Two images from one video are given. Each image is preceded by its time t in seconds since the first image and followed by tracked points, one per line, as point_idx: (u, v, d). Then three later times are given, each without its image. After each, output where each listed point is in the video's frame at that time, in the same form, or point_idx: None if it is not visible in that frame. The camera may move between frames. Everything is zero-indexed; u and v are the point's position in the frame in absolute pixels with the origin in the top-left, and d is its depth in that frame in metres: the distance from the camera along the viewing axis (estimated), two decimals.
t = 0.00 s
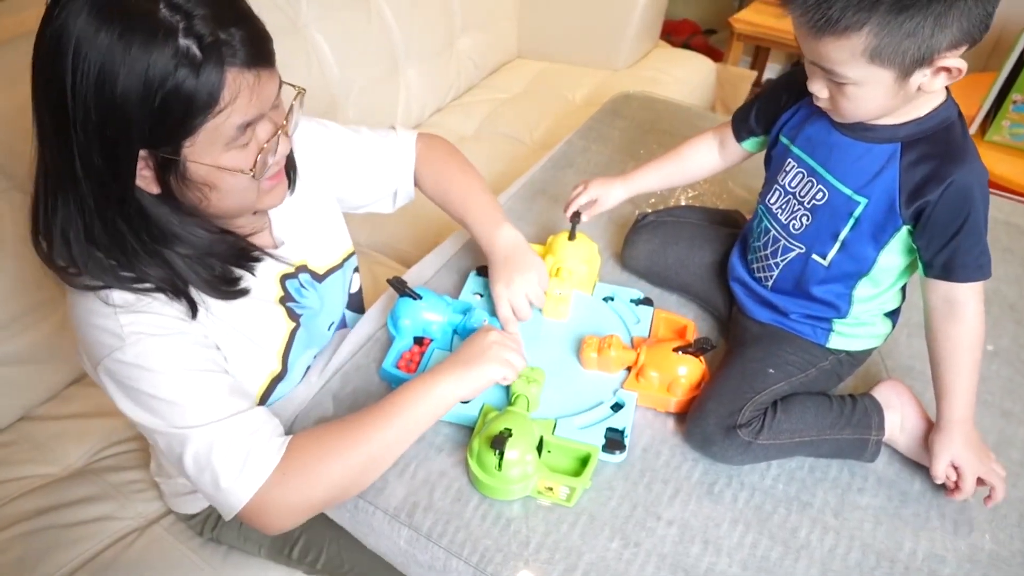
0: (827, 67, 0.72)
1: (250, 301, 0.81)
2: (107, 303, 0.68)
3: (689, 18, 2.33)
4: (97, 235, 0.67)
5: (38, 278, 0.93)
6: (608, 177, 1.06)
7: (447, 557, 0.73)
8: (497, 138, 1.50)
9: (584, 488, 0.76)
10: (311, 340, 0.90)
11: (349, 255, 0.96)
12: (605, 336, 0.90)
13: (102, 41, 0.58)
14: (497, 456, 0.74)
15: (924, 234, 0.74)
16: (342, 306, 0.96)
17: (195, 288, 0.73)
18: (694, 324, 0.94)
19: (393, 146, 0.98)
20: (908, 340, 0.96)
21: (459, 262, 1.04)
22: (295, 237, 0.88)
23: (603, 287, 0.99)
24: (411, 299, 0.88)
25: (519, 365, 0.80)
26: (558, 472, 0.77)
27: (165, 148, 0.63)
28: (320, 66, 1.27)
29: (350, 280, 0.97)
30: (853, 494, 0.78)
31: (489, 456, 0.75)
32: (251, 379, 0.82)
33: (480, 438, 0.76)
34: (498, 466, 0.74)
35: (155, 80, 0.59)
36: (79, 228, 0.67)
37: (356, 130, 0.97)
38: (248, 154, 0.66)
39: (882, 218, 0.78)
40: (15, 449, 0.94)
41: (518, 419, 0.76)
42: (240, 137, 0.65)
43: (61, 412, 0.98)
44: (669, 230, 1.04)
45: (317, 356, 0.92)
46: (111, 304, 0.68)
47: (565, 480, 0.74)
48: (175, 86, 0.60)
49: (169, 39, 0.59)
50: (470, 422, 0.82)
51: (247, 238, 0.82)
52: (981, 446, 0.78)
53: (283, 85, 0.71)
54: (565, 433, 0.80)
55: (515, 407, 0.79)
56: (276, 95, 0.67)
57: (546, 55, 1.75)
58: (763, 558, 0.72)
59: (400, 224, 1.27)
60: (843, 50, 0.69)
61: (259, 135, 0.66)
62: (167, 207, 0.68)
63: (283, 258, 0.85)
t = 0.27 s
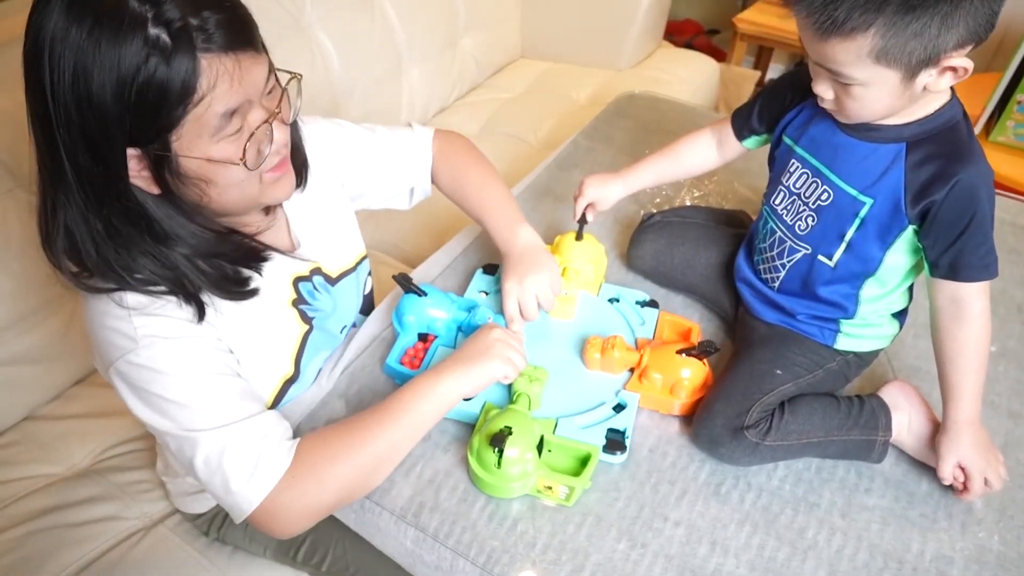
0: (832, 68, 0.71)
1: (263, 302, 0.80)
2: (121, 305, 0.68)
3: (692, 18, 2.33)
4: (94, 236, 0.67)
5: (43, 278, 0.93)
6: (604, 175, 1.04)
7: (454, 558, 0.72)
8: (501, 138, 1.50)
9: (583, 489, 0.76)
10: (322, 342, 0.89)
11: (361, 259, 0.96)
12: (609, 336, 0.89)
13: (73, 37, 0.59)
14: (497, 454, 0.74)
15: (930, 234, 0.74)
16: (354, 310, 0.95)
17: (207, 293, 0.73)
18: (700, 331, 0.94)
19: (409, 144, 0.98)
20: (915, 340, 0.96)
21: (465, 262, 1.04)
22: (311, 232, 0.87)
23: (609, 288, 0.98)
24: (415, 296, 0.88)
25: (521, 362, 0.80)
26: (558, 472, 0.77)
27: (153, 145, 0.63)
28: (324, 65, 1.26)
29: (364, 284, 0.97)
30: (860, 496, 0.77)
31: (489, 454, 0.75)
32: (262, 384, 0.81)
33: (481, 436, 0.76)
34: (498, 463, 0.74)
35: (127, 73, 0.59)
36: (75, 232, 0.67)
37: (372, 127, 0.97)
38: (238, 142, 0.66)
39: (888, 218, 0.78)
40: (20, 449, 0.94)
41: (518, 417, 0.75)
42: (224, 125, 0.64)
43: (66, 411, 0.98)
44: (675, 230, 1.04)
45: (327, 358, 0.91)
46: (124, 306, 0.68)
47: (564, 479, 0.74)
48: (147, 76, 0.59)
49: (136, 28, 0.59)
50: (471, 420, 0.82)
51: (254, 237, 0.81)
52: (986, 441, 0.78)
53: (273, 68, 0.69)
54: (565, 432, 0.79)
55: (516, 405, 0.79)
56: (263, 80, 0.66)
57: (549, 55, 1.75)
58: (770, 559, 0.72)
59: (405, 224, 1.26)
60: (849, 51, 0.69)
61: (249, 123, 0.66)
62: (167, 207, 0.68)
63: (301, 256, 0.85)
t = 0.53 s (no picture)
0: (824, 65, 0.71)
1: (263, 302, 0.80)
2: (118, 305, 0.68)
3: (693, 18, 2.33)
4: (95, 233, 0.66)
5: (43, 278, 0.93)
6: (597, 174, 1.04)
7: (455, 559, 0.72)
8: (502, 137, 1.50)
9: (586, 488, 0.76)
10: (324, 342, 0.89)
11: (365, 258, 0.96)
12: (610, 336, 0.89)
13: (79, 33, 0.59)
14: (500, 454, 0.74)
15: (925, 230, 0.74)
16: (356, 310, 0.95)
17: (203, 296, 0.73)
18: (699, 330, 0.93)
19: (414, 138, 0.97)
20: (917, 341, 0.96)
21: (466, 262, 1.04)
22: (314, 231, 0.88)
23: (609, 288, 0.98)
24: (414, 297, 0.88)
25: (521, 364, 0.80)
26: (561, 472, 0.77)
27: (156, 142, 0.63)
28: (324, 65, 1.26)
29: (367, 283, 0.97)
30: (862, 497, 0.77)
31: (491, 455, 0.75)
32: (261, 385, 0.81)
33: (483, 436, 0.76)
34: (501, 464, 0.74)
35: (134, 69, 0.59)
36: (75, 230, 0.67)
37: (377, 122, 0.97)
38: (242, 139, 0.65)
39: (885, 215, 0.77)
40: (20, 449, 0.93)
41: (520, 417, 0.75)
42: (230, 122, 0.64)
43: (67, 412, 0.98)
44: (676, 230, 1.04)
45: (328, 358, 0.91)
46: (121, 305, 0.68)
47: (568, 480, 0.74)
48: (155, 74, 0.59)
49: (142, 24, 0.59)
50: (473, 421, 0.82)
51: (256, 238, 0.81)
52: (985, 439, 0.78)
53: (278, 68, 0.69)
54: (568, 433, 0.79)
55: (518, 406, 0.79)
56: (267, 78, 0.66)
57: (549, 55, 1.75)
58: (772, 560, 0.71)
59: (405, 224, 1.26)
60: (839, 46, 0.69)
61: (253, 120, 0.65)
62: (167, 205, 0.68)
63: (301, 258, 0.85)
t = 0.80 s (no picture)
0: (831, 66, 0.70)
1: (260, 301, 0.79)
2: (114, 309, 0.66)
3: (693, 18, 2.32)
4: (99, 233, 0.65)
5: (36, 279, 0.92)
6: (595, 177, 1.02)
7: (449, 566, 0.71)
8: (500, 137, 1.48)
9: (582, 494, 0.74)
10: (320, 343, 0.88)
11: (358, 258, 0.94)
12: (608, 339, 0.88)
13: (111, 30, 0.57)
14: (494, 458, 0.73)
15: (931, 232, 0.73)
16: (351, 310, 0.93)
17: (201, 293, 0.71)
18: (699, 330, 0.92)
19: (406, 147, 0.97)
20: (919, 344, 0.94)
21: (463, 264, 1.03)
22: (305, 235, 0.86)
23: (609, 291, 0.97)
24: (413, 297, 0.87)
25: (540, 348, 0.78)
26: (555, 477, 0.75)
27: (173, 139, 0.61)
28: (321, 64, 1.25)
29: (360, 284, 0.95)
30: (864, 503, 0.76)
31: (486, 458, 0.74)
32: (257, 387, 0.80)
33: (478, 439, 0.75)
34: (496, 468, 0.72)
35: (166, 69, 0.58)
36: (83, 228, 0.65)
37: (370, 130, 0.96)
38: (257, 146, 0.64)
39: (889, 217, 0.76)
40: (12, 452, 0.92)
41: (516, 421, 0.74)
42: (249, 130, 0.63)
43: (59, 415, 0.97)
44: (675, 231, 1.03)
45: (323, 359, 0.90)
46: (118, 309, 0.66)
47: (563, 486, 0.73)
48: (187, 75, 0.58)
49: (179, 26, 0.58)
50: (468, 423, 0.81)
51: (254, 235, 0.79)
52: (991, 445, 0.76)
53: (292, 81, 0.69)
54: (564, 437, 0.78)
55: (515, 409, 0.78)
56: (286, 87, 0.65)
57: (549, 54, 1.74)
58: (772, 568, 0.70)
59: (403, 225, 1.25)
60: (848, 46, 0.67)
61: (269, 128, 0.65)
62: (173, 203, 0.66)
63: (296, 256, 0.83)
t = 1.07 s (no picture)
0: (833, 68, 0.69)
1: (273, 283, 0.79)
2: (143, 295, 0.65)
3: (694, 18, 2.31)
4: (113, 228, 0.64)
5: (35, 280, 0.91)
6: (599, 177, 1.02)
7: (448, 567, 0.71)
8: (500, 137, 1.48)
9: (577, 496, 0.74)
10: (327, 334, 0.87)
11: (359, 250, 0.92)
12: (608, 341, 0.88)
13: (121, 30, 0.56)
14: (490, 458, 0.73)
15: (932, 234, 0.73)
16: (354, 304, 0.92)
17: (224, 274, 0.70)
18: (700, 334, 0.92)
19: (406, 164, 0.90)
20: (919, 345, 0.94)
21: (462, 264, 1.03)
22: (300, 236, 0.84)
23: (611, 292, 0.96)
24: (412, 295, 0.87)
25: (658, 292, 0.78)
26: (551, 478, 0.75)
27: (182, 138, 0.60)
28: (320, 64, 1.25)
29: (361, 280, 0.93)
30: (864, 505, 0.76)
31: (481, 459, 0.74)
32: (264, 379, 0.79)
33: (474, 439, 0.76)
34: (491, 468, 0.73)
35: (176, 69, 0.57)
36: (94, 226, 0.64)
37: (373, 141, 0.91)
38: (265, 145, 0.64)
39: (890, 219, 0.76)
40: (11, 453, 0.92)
41: (512, 422, 0.75)
42: (257, 129, 0.63)
43: (58, 415, 0.97)
44: (675, 232, 1.03)
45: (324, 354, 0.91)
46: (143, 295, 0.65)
47: (558, 487, 0.73)
48: (198, 73, 0.57)
49: (189, 26, 0.57)
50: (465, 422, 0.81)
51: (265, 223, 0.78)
52: (992, 447, 0.76)
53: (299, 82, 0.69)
54: (560, 438, 0.78)
55: (512, 409, 0.78)
56: (293, 86, 0.65)
57: (549, 54, 1.74)
58: (771, 570, 0.70)
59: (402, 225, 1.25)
60: (849, 48, 0.67)
61: (276, 127, 0.65)
62: (182, 200, 0.66)
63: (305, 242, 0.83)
